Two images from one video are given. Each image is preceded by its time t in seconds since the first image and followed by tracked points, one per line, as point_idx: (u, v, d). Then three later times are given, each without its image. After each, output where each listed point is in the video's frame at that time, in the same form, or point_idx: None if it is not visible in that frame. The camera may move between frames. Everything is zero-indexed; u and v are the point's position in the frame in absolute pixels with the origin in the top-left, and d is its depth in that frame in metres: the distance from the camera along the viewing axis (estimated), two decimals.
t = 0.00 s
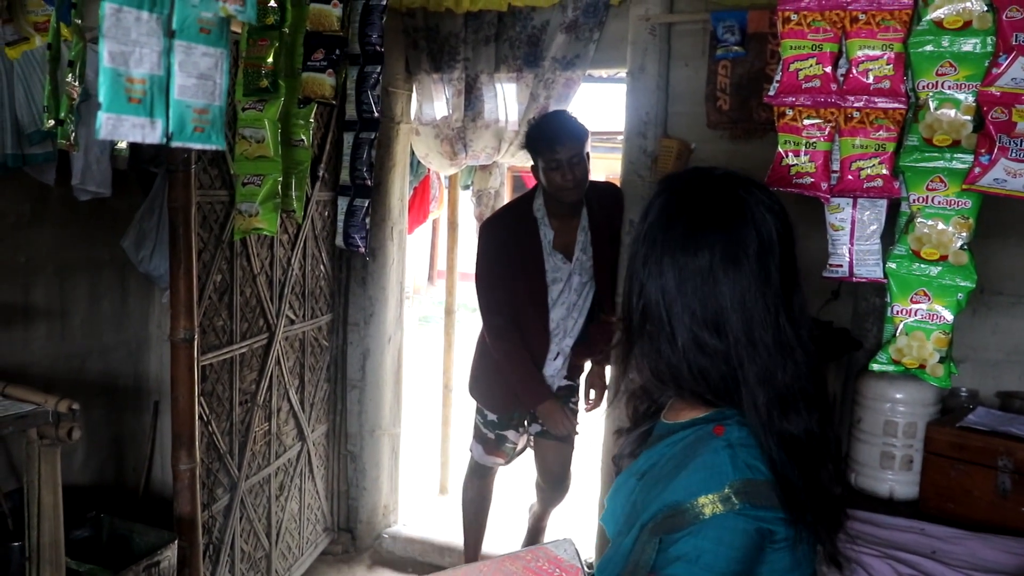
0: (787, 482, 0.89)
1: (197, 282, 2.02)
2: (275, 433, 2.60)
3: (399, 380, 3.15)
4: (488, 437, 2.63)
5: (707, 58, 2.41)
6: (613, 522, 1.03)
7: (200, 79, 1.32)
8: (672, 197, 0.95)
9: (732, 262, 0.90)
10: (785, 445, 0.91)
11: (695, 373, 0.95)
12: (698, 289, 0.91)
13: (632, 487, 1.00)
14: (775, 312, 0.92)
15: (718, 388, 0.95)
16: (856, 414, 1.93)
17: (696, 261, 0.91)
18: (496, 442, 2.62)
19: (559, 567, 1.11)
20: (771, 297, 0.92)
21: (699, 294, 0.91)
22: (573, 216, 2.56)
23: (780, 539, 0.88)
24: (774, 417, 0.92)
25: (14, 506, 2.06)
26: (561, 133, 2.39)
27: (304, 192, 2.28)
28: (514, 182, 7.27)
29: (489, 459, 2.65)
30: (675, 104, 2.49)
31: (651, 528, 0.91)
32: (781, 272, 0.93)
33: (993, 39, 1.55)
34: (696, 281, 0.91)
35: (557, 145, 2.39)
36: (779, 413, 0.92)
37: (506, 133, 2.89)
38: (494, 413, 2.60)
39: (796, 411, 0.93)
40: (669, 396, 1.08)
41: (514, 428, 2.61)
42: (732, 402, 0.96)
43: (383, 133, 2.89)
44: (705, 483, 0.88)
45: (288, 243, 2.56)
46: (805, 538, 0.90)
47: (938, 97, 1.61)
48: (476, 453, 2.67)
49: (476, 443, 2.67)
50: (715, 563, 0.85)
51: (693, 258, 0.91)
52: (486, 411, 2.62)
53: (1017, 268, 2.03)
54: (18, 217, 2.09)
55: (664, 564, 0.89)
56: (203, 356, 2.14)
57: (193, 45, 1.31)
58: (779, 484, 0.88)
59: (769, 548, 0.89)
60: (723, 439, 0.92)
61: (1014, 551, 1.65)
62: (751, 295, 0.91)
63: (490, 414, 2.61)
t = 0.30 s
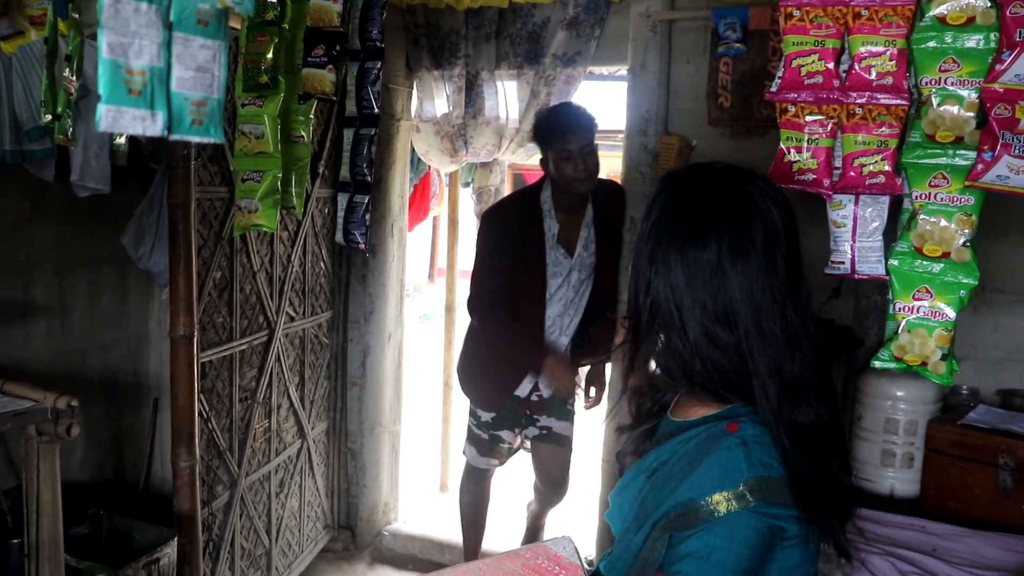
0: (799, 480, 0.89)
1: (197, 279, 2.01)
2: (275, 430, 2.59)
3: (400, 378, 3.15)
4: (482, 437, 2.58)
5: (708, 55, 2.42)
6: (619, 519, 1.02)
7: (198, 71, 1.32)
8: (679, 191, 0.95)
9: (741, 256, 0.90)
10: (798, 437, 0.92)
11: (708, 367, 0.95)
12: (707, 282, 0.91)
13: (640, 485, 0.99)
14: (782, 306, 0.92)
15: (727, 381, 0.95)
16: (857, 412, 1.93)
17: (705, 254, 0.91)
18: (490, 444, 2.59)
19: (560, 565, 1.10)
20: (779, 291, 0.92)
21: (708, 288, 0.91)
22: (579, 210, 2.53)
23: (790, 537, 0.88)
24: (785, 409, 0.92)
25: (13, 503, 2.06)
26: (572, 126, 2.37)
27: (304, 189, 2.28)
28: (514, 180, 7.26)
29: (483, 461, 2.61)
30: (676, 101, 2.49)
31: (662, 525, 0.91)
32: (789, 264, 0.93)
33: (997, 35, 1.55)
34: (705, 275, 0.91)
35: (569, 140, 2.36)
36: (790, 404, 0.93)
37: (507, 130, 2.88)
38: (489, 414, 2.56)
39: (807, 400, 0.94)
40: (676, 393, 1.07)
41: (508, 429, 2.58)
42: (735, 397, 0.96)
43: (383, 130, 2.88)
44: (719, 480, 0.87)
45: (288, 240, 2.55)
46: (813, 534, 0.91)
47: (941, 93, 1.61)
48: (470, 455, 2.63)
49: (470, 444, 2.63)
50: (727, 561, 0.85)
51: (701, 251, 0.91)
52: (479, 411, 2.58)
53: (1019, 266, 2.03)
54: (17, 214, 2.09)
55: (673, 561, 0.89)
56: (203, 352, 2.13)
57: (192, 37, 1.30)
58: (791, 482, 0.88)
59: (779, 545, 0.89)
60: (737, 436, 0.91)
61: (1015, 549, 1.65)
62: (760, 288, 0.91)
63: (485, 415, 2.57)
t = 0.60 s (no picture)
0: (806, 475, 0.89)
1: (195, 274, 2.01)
2: (274, 425, 2.59)
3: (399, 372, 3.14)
4: (483, 446, 2.43)
5: (708, 50, 2.43)
6: (623, 513, 1.03)
7: (197, 62, 1.31)
8: (683, 184, 0.95)
9: (745, 249, 0.90)
10: (803, 428, 0.91)
11: (714, 361, 0.95)
12: (711, 277, 0.91)
13: (645, 480, 1.00)
14: (786, 300, 0.92)
15: (732, 375, 0.95)
16: (857, 408, 1.93)
17: (708, 248, 0.90)
18: (491, 453, 2.43)
19: (561, 561, 1.09)
20: (784, 285, 0.91)
21: (713, 281, 0.91)
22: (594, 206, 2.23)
23: (795, 534, 0.89)
24: (790, 400, 0.92)
25: (10, 497, 2.05)
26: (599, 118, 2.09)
27: (304, 183, 2.26)
28: (513, 175, 7.25)
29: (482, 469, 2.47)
30: (676, 96, 2.50)
31: (666, 520, 0.91)
32: (793, 258, 0.93)
33: (998, 31, 1.54)
34: (708, 269, 0.91)
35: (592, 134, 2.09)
36: (795, 396, 0.92)
37: (506, 126, 2.86)
38: (492, 422, 2.39)
39: (813, 390, 0.94)
40: (681, 390, 1.08)
41: (509, 438, 2.41)
42: (736, 392, 0.96)
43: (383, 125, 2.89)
44: (725, 475, 0.87)
45: (287, 234, 2.55)
46: (818, 530, 0.91)
47: (942, 89, 1.60)
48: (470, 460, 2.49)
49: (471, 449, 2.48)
50: (732, 556, 0.85)
51: (704, 245, 0.91)
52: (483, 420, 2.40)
53: (1018, 263, 2.03)
54: (15, 207, 2.08)
55: (678, 556, 0.89)
56: (201, 347, 2.13)
57: (190, 28, 1.30)
58: (799, 478, 0.88)
59: (784, 541, 0.89)
60: (744, 432, 0.91)
61: (1014, 546, 1.65)
62: (765, 281, 0.90)
63: (489, 423, 2.40)
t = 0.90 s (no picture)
0: (810, 473, 0.89)
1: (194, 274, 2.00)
2: (273, 424, 2.59)
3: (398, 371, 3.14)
4: (490, 456, 2.35)
5: (706, 48, 2.45)
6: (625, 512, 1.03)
7: (194, 61, 1.31)
8: (683, 181, 0.95)
9: (746, 246, 0.90)
10: (805, 421, 0.92)
11: (717, 357, 0.95)
12: (712, 274, 0.91)
13: (649, 479, 1.00)
14: (786, 296, 0.92)
15: (735, 372, 0.95)
16: (857, 405, 1.93)
17: (708, 246, 0.90)
18: (500, 462, 2.36)
19: (566, 560, 1.09)
20: (785, 282, 0.91)
21: (714, 278, 0.91)
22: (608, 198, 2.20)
23: (799, 531, 0.89)
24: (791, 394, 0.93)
25: (10, 497, 2.05)
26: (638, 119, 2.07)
27: (302, 183, 2.25)
28: (512, 174, 7.25)
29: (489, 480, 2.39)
30: (675, 94, 2.52)
31: (671, 518, 0.91)
32: (793, 254, 0.93)
33: (996, 27, 1.54)
34: (709, 267, 0.91)
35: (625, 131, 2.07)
36: (797, 388, 0.93)
37: (505, 124, 2.85)
38: (502, 431, 2.32)
39: (814, 383, 0.94)
40: (683, 388, 1.09)
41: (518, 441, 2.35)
42: (737, 389, 0.96)
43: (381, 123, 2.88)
44: (730, 474, 0.87)
45: (285, 233, 2.55)
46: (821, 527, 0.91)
47: (940, 86, 1.61)
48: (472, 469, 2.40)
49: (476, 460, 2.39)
50: (735, 554, 0.85)
51: (704, 243, 0.91)
52: (491, 428, 2.33)
53: (1017, 260, 2.03)
54: (14, 206, 2.08)
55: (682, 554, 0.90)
56: (201, 346, 2.13)
57: (187, 27, 1.29)
58: (804, 476, 0.88)
59: (787, 539, 0.89)
60: (748, 430, 0.91)
61: (1013, 542, 1.66)
62: (766, 278, 0.90)
63: (499, 431, 2.33)
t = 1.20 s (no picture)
0: (814, 474, 0.90)
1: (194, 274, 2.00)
2: (273, 425, 2.60)
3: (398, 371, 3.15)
4: (491, 472, 2.18)
5: (706, 49, 2.46)
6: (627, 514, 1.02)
7: (195, 66, 1.31)
8: (682, 184, 0.95)
9: (748, 248, 0.90)
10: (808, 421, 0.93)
11: (720, 359, 0.95)
12: (713, 277, 0.91)
13: (652, 480, 1.00)
14: (787, 296, 0.92)
15: (737, 374, 0.96)
16: (857, 406, 1.94)
17: (709, 248, 0.91)
18: (500, 478, 2.18)
19: (569, 562, 1.10)
20: (785, 281, 0.92)
21: (715, 280, 0.91)
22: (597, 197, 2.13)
23: (802, 531, 0.89)
24: (793, 394, 0.93)
25: (10, 497, 2.06)
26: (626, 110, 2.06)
27: (302, 184, 2.25)
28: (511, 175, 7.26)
29: (493, 500, 2.20)
30: (675, 95, 2.53)
31: (675, 518, 0.91)
32: (794, 255, 0.94)
33: (994, 30, 1.55)
34: (710, 269, 0.91)
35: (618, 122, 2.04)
36: (799, 388, 0.94)
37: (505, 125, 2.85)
38: (499, 443, 2.15)
39: (816, 381, 0.95)
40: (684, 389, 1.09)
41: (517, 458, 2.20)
42: (740, 389, 0.97)
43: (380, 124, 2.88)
44: (736, 475, 0.87)
45: (285, 234, 2.55)
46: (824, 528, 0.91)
47: (938, 88, 1.60)
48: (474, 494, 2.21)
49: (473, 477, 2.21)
50: (739, 554, 0.85)
51: (705, 246, 0.91)
52: (489, 441, 2.16)
53: (1016, 262, 2.03)
54: (15, 207, 2.08)
55: (684, 555, 0.89)
56: (200, 346, 2.13)
57: (188, 31, 1.29)
58: (809, 477, 0.89)
59: (790, 539, 0.89)
60: (753, 431, 0.91)
61: (1011, 543, 1.66)
62: (767, 280, 0.91)
63: (495, 443, 2.15)
